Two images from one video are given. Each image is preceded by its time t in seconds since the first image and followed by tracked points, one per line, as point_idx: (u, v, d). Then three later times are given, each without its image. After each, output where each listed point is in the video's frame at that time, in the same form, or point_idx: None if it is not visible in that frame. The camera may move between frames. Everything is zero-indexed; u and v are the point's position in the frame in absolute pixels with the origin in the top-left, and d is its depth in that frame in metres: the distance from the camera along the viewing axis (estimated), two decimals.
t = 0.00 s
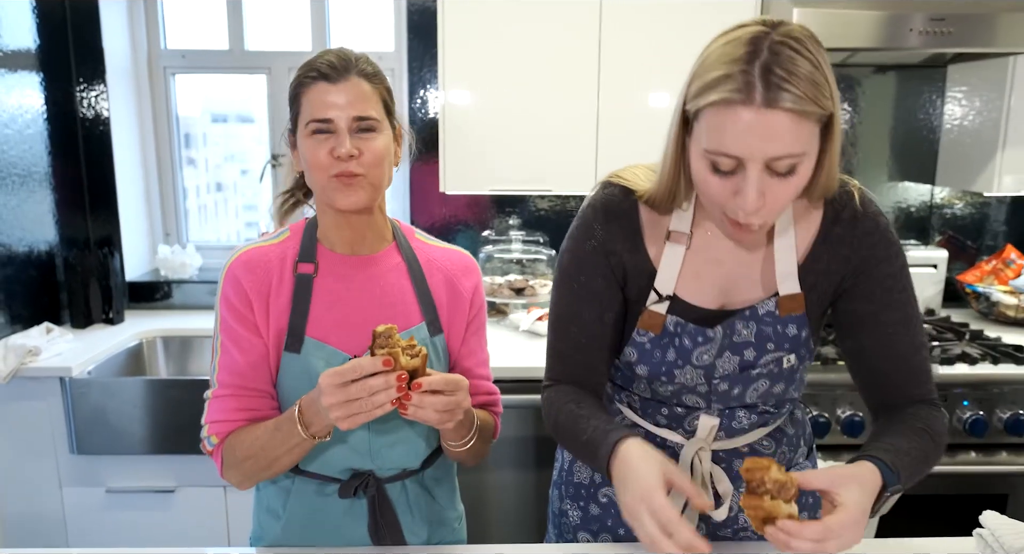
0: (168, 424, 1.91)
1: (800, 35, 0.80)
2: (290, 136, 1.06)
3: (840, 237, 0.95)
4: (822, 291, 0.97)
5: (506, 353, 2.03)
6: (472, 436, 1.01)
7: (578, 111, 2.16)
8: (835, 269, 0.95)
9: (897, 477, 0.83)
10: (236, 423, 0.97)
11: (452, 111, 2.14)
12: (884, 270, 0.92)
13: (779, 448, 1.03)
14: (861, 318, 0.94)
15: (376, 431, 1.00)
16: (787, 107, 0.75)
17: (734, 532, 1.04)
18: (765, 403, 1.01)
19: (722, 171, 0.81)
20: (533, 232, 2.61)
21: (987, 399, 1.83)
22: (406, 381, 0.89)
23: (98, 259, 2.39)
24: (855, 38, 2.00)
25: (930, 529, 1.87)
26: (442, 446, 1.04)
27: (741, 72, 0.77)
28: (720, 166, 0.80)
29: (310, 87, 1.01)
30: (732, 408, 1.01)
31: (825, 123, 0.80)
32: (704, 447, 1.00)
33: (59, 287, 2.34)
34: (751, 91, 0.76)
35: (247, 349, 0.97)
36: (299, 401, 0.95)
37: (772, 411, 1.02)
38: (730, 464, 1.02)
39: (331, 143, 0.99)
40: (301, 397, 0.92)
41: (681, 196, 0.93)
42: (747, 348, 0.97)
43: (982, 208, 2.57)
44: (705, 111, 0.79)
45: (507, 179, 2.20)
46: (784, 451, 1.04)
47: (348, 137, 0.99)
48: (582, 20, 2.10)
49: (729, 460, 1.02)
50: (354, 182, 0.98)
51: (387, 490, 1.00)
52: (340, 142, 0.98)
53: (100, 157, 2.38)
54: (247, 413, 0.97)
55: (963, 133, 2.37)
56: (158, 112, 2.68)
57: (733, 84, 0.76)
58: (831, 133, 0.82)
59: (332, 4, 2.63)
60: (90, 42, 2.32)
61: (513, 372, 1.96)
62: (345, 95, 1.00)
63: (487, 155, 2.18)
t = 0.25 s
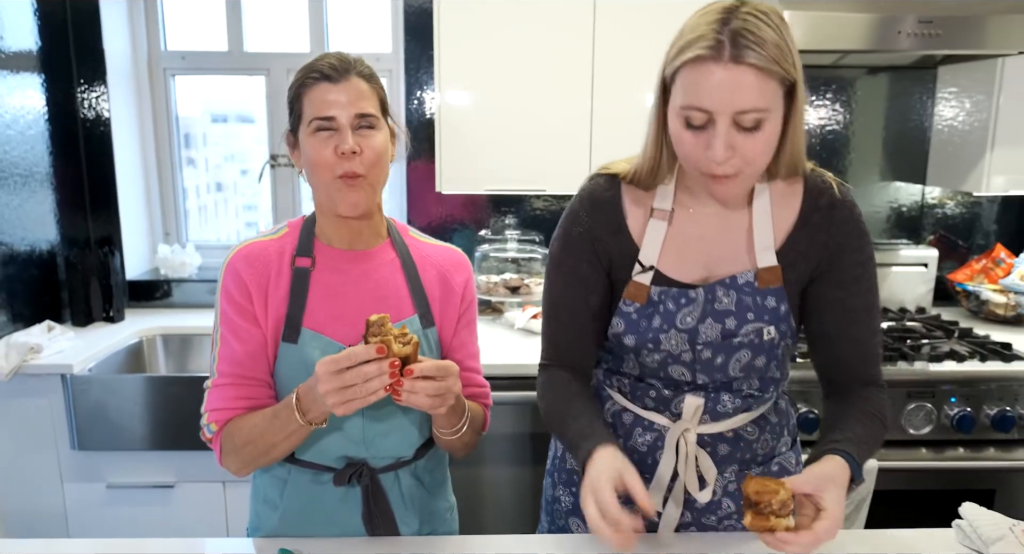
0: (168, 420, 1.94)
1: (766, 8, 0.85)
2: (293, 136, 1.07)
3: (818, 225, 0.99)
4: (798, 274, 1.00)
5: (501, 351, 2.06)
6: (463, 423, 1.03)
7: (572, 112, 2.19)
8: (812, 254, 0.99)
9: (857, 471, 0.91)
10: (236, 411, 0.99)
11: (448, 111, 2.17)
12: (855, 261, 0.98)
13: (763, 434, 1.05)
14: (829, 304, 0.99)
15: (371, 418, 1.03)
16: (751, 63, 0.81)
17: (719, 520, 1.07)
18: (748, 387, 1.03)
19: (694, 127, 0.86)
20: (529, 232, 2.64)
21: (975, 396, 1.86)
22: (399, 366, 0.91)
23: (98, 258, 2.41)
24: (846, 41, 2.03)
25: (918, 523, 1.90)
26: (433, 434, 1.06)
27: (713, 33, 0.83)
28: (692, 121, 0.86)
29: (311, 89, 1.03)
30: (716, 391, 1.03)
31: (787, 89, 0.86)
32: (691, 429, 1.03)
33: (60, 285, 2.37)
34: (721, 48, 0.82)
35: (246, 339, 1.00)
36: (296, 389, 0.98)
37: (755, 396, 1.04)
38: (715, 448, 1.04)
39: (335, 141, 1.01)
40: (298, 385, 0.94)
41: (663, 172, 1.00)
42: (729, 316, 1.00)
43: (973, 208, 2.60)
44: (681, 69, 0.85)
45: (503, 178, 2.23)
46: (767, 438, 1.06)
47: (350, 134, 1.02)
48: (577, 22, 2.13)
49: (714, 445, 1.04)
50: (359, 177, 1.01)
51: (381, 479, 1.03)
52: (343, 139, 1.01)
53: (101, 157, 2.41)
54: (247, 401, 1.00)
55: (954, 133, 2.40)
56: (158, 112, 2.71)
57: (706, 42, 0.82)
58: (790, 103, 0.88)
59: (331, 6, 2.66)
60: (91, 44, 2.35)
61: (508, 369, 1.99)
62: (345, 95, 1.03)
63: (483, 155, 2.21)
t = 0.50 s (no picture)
0: (169, 417, 1.97)
1: None
2: (291, 138, 1.11)
3: (794, 213, 1.06)
4: (774, 260, 1.07)
5: (496, 350, 2.09)
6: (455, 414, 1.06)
7: (567, 114, 2.22)
8: (791, 240, 1.06)
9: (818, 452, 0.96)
10: (234, 403, 1.02)
11: (444, 113, 2.20)
12: (828, 250, 1.05)
13: (743, 423, 1.10)
14: (802, 289, 1.05)
15: (364, 409, 1.06)
16: (719, 25, 0.96)
17: (702, 510, 1.12)
18: (728, 373, 1.09)
19: (672, 84, 0.99)
20: (525, 232, 2.68)
21: (961, 394, 1.89)
22: (390, 356, 0.93)
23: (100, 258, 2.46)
24: (837, 44, 2.05)
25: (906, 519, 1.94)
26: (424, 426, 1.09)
27: (690, 7, 0.98)
28: (670, 79, 0.98)
29: (309, 92, 1.07)
30: (696, 378, 1.09)
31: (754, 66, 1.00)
32: (671, 413, 1.09)
33: (62, 285, 2.40)
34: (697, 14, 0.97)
35: (244, 333, 1.03)
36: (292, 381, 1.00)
37: (735, 384, 1.10)
38: (696, 433, 1.09)
39: (330, 140, 1.04)
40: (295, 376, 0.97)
41: (644, 158, 1.12)
42: (708, 291, 1.06)
43: (964, 209, 2.63)
44: (662, 36, 0.99)
45: (499, 180, 2.26)
46: (747, 428, 1.11)
47: (345, 133, 1.05)
48: (571, 25, 2.16)
49: (695, 430, 1.09)
50: (355, 173, 1.04)
51: (374, 473, 1.06)
52: (338, 138, 1.04)
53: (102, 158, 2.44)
54: (245, 393, 1.03)
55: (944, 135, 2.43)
56: (158, 114, 2.75)
57: (683, 12, 0.98)
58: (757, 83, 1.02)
59: (329, 9, 2.69)
60: (92, 46, 2.38)
61: (503, 368, 2.02)
62: (341, 97, 1.06)
63: (479, 156, 2.24)
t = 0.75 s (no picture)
0: (173, 414, 2.01)
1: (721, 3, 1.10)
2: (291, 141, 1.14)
3: (776, 208, 1.10)
4: (758, 252, 1.10)
5: (494, 348, 2.13)
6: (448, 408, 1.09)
7: (565, 116, 2.25)
8: (774, 232, 1.09)
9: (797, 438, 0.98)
10: (233, 397, 1.05)
11: (443, 115, 2.24)
12: (809, 244, 1.08)
13: (729, 415, 1.14)
14: (785, 280, 1.09)
15: (360, 402, 1.10)
16: (704, 14, 1.04)
17: (689, 503, 1.15)
18: (713, 362, 1.12)
19: (659, 64, 1.06)
20: (524, 233, 2.71)
21: (953, 393, 1.91)
22: (383, 351, 0.96)
23: (106, 258, 2.52)
24: (833, 47, 2.07)
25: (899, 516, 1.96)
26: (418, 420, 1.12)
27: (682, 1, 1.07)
28: (658, 58, 1.06)
29: (308, 96, 1.10)
30: (682, 366, 1.13)
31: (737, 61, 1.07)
32: (657, 400, 1.12)
33: (69, 284, 2.44)
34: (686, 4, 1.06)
35: (245, 330, 1.06)
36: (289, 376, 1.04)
37: (721, 376, 1.13)
38: (682, 423, 1.13)
39: (328, 142, 1.08)
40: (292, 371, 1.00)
41: (636, 154, 1.18)
42: (692, 274, 1.11)
43: (961, 209, 2.65)
44: (657, 22, 1.08)
45: (498, 181, 2.29)
46: (733, 420, 1.14)
47: (343, 136, 1.08)
48: (568, 28, 2.19)
49: (681, 420, 1.13)
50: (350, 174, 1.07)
51: (369, 466, 1.09)
52: (335, 140, 1.07)
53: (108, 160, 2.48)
54: (244, 387, 1.06)
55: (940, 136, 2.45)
56: (163, 115, 2.79)
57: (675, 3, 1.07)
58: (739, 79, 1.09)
59: (332, 11, 2.73)
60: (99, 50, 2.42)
61: (501, 366, 2.06)
62: (340, 101, 1.09)
63: (479, 158, 2.27)
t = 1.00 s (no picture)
0: (180, 411, 2.04)
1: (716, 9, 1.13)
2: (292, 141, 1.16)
3: (767, 204, 1.11)
4: (750, 247, 1.12)
5: (496, 347, 2.15)
6: (444, 403, 1.11)
7: (567, 117, 2.27)
8: (765, 228, 1.11)
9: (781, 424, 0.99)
10: (235, 392, 1.08)
11: (446, 116, 2.26)
12: (799, 240, 1.10)
13: (720, 410, 1.16)
14: (776, 275, 1.10)
15: (358, 394, 1.12)
16: (692, 16, 1.07)
17: (681, 499, 1.17)
18: (704, 354, 1.15)
19: (650, 64, 1.10)
20: (528, 233, 2.74)
21: (952, 392, 1.92)
22: (376, 337, 0.98)
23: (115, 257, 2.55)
24: (834, 49, 2.08)
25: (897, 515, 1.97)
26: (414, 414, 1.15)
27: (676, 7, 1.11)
28: (649, 59, 1.10)
29: (308, 96, 1.12)
30: (673, 358, 1.15)
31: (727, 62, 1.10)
32: (648, 392, 1.15)
33: (78, 283, 2.48)
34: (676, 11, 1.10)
35: (246, 326, 1.09)
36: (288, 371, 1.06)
37: (712, 370, 1.15)
38: (673, 416, 1.15)
39: (327, 140, 1.10)
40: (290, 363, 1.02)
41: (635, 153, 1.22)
42: (684, 266, 1.13)
43: (964, 210, 2.65)
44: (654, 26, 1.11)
45: (500, 181, 2.31)
46: (725, 415, 1.16)
47: (342, 135, 1.10)
48: (571, 30, 2.21)
49: (672, 413, 1.15)
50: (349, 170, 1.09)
51: (367, 461, 1.12)
52: (334, 138, 1.10)
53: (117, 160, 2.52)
54: (245, 382, 1.08)
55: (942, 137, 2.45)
56: (172, 116, 2.83)
57: (669, 9, 1.11)
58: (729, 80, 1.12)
59: (337, 14, 2.76)
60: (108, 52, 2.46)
61: (503, 365, 2.08)
62: (338, 100, 1.12)
63: (482, 158, 2.30)
